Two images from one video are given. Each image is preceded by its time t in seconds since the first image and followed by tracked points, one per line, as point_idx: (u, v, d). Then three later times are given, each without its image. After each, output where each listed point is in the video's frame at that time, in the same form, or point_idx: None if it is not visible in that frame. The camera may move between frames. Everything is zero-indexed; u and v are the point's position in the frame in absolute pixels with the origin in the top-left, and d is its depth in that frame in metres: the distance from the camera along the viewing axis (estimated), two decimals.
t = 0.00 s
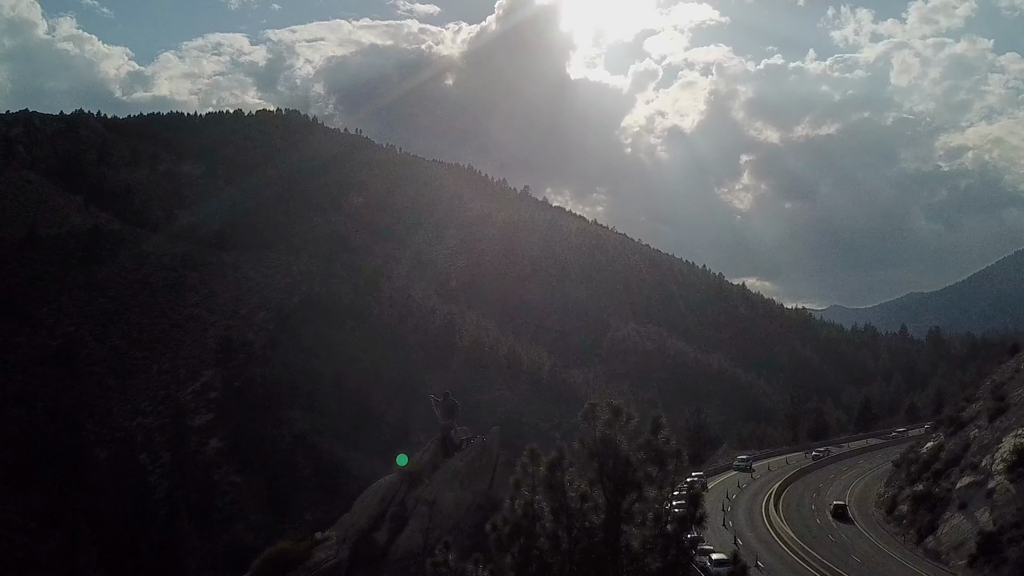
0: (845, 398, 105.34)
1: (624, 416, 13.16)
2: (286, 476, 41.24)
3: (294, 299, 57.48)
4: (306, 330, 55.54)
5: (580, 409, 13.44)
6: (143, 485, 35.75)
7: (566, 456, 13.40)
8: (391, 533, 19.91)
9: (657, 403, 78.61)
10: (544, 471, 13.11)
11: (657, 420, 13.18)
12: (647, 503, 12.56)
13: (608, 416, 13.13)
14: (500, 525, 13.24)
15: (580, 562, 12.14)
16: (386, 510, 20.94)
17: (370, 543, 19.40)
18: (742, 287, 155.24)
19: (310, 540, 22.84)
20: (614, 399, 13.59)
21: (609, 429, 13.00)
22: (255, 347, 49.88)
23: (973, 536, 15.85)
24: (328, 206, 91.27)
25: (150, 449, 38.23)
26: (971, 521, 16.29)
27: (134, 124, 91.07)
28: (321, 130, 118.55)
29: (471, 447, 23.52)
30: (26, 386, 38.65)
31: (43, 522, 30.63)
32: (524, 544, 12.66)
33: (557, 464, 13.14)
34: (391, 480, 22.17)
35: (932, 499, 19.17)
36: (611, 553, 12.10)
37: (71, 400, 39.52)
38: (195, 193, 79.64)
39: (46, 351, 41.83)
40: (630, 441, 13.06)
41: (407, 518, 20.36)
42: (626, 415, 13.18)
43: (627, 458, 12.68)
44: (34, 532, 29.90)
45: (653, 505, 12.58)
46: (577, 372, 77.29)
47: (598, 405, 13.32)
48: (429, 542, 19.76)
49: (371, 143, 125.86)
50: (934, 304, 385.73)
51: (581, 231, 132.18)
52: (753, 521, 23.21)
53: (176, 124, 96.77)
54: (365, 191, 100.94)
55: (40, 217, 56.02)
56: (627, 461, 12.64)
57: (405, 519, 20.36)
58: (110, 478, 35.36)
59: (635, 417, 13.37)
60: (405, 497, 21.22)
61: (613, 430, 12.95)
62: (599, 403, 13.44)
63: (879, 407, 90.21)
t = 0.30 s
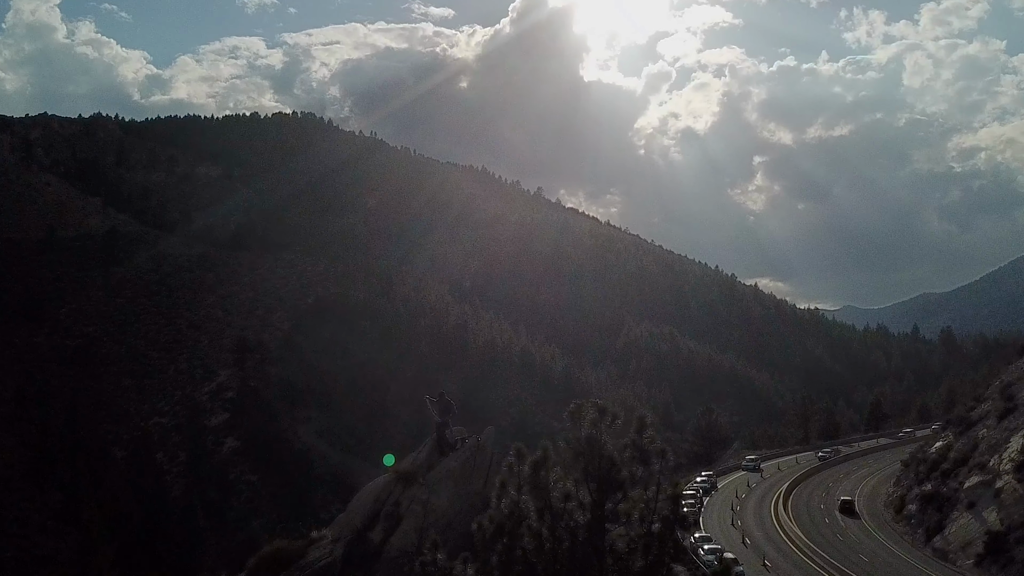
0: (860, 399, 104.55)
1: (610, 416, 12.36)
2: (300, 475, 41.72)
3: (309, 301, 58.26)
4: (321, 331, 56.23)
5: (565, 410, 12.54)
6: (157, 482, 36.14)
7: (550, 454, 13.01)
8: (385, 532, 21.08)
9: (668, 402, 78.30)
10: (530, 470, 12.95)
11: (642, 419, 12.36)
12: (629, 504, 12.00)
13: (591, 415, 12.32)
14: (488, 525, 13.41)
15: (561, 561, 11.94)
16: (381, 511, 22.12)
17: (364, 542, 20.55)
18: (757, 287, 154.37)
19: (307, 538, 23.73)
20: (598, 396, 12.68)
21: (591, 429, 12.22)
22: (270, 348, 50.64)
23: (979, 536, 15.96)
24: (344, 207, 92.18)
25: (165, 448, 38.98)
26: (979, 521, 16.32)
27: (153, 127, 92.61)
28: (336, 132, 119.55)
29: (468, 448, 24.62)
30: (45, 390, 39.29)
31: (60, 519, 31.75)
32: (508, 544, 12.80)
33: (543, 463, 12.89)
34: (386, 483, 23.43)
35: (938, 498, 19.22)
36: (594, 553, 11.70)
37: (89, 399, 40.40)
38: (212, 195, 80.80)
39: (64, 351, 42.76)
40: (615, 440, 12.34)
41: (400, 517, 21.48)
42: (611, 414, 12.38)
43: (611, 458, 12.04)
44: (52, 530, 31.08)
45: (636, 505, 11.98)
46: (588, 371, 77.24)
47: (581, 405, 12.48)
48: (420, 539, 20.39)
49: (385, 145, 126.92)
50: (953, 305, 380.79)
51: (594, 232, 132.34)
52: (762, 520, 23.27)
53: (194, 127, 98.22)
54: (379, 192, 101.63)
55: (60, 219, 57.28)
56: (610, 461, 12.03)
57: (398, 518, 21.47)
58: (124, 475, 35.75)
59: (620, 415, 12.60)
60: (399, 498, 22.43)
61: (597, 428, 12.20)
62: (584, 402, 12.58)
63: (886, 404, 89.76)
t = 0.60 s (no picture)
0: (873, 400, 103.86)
1: (599, 416, 13.04)
2: (315, 474, 42.03)
3: (323, 301, 58.95)
4: (336, 331, 56.85)
5: (557, 410, 13.22)
6: (173, 484, 37.09)
7: (540, 455, 13.28)
8: (383, 532, 21.53)
9: (678, 402, 78.10)
10: (520, 470, 13.14)
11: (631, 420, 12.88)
12: (618, 502, 12.31)
13: (581, 413, 13.03)
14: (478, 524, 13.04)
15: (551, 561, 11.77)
16: (378, 512, 22.62)
17: (363, 542, 20.81)
18: (769, 287, 153.60)
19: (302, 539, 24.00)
20: (591, 400, 13.42)
21: (581, 427, 12.85)
22: (285, 348, 51.30)
23: (988, 535, 16.02)
24: (357, 208, 92.91)
25: (182, 448, 39.61)
26: (987, 521, 16.40)
27: (169, 131, 93.94)
28: (349, 135, 120.37)
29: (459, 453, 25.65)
30: (63, 390, 40.17)
31: (77, 518, 32.43)
32: (497, 544, 12.41)
33: (532, 463, 13.12)
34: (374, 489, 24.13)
35: (947, 498, 19.28)
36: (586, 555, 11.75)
37: (105, 399, 41.20)
38: (228, 197, 81.85)
39: (82, 352, 43.67)
40: (606, 440, 12.85)
41: (397, 517, 22.13)
42: (601, 414, 13.09)
43: (601, 456, 12.47)
44: (70, 529, 31.68)
45: (625, 504, 12.22)
46: (598, 371, 77.22)
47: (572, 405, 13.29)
48: (417, 538, 21.12)
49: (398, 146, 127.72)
50: (969, 306, 376.30)
51: (606, 233, 132.33)
52: (772, 520, 23.35)
53: (210, 130, 99.46)
54: (392, 193, 102.20)
55: (77, 221, 58.26)
56: (600, 457, 12.48)
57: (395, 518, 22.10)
58: (138, 480, 36.71)
59: (610, 417, 13.20)
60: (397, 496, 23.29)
61: (586, 426, 12.81)
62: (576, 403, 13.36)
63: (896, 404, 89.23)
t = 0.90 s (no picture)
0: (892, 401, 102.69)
1: (590, 416, 13.94)
2: (333, 475, 42.80)
3: (342, 302, 59.66)
4: (354, 332, 57.54)
5: (548, 410, 14.22)
6: (194, 484, 37.51)
7: (530, 454, 14.09)
8: (382, 531, 21.82)
9: (692, 402, 77.94)
10: (509, 470, 13.81)
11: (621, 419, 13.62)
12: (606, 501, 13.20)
13: (573, 414, 13.89)
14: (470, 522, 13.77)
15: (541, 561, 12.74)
16: (377, 508, 22.77)
17: (360, 542, 21.11)
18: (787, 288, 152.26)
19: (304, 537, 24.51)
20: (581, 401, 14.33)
21: (572, 429, 13.74)
22: (304, 348, 52.08)
23: (999, 535, 16.08)
24: (375, 210, 93.82)
25: (203, 448, 40.25)
26: (999, 520, 16.43)
27: (190, 134, 95.54)
28: (366, 137, 121.40)
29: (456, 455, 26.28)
30: (86, 387, 40.75)
31: (99, 516, 32.57)
32: (484, 543, 13.15)
33: (521, 463, 13.84)
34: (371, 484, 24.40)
35: (960, 497, 19.27)
36: (575, 554, 12.69)
37: (127, 398, 42.12)
38: (248, 200, 83.11)
39: (105, 351, 44.73)
40: (596, 440, 13.76)
41: (397, 516, 22.39)
42: (591, 414, 13.98)
43: (590, 457, 13.40)
44: (91, 525, 31.81)
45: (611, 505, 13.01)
46: (612, 371, 77.34)
47: (564, 406, 14.18)
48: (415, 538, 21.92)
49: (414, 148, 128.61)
50: (994, 307, 369.48)
51: (623, 234, 132.12)
52: (784, 520, 23.43)
53: (230, 133, 100.96)
54: (408, 196, 103.01)
55: (100, 223, 59.62)
56: (589, 460, 13.37)
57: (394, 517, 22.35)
58: (163, 476, 37.28)
59: (600, 418, 14.05)
60: (398, 496, 23.37)
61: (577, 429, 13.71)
62: (567, 405, 14.26)
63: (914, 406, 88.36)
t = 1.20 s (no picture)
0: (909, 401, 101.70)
1: (583, 418, 15.42)
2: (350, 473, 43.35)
3: (359, 304, 60.36)
4: (372, 333, 58.18)
5: (543, 411, 15.65)
6: (213, 483, 37.93)
7: (523, 455, 15.32)
8: (383, 531, 22.23)
9: (706, 402, 77.89)
10: (504, 470, 15.08)
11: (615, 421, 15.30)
12: (598, 501, 14.79)
13: (567, 415, 15.39)
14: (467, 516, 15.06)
15: (532, 559, 14.10)
16: (378, 510, 23.39)
17: (361, 541, 21.35)
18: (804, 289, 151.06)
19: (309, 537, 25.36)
20: (575, 402, 15.79)
21: (566, 428, 15.21)
22: (323, 349, 52.99)
23: (1010, 535, 16.15)
24: (391, 211, 94.72)
25: (222, 447, 41.15)
26: (1010, 520, 16.51)
27: (210, 137, 97.15)
28: (381, 138, 122.28)
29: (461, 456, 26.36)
30: (106, 387, 41.88)
31: (120, 516, 33.46)
32: (477, 541, 14.40)
33: (515, 463, 15.13)
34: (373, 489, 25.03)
35: (972, 497, 19.33)
36: (568, 550, 14.12)
37: (147, 397, 42.95)
38: (267, 202, 84.39)
39: (127, 351, 45.80)
40: (591, 442, 15.39)
41: (396, 516, 23.17)
42: (584, 416, 15.53)
43: (582, 457, 14.88)
44: (111, 525, 32.76)
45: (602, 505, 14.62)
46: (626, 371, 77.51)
47: (558, 405, 15.72)
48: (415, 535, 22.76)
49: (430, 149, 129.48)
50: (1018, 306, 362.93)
51: (639, 235, 131.90)
52: (798, 520, 23.45)
53: (249, 136, 102.50)
54: (424, 197, 103.74)
55: (121, 227, 60.97)
56: (582, 461, 14.87)
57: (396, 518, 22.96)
58: (182, 477, 37.36)
59: (592, 420, 15.51)
60: (398, 497, 24.34)
61: (571, 429, 15.17)
62: (562, 405, 15.75)
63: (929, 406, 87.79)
